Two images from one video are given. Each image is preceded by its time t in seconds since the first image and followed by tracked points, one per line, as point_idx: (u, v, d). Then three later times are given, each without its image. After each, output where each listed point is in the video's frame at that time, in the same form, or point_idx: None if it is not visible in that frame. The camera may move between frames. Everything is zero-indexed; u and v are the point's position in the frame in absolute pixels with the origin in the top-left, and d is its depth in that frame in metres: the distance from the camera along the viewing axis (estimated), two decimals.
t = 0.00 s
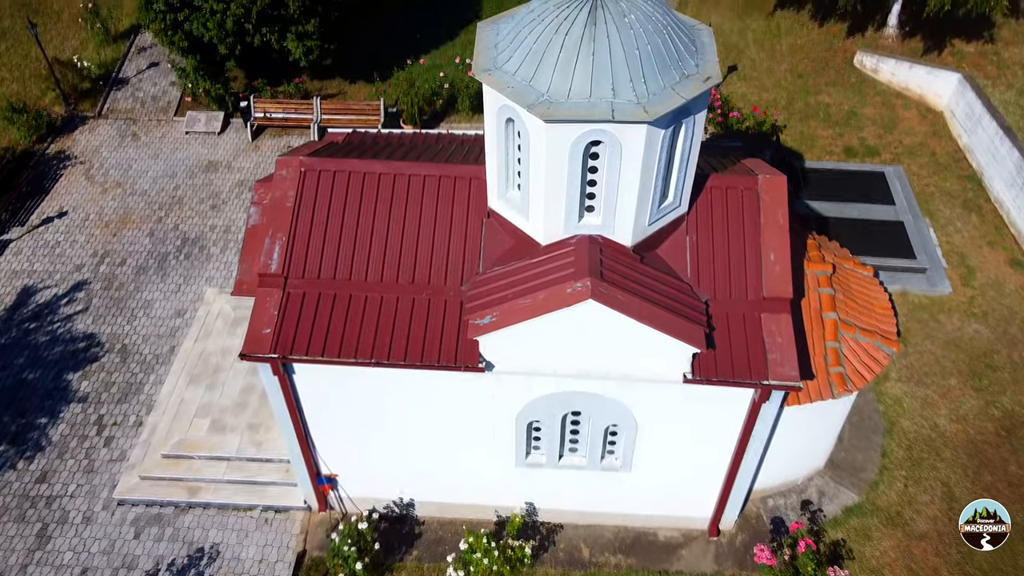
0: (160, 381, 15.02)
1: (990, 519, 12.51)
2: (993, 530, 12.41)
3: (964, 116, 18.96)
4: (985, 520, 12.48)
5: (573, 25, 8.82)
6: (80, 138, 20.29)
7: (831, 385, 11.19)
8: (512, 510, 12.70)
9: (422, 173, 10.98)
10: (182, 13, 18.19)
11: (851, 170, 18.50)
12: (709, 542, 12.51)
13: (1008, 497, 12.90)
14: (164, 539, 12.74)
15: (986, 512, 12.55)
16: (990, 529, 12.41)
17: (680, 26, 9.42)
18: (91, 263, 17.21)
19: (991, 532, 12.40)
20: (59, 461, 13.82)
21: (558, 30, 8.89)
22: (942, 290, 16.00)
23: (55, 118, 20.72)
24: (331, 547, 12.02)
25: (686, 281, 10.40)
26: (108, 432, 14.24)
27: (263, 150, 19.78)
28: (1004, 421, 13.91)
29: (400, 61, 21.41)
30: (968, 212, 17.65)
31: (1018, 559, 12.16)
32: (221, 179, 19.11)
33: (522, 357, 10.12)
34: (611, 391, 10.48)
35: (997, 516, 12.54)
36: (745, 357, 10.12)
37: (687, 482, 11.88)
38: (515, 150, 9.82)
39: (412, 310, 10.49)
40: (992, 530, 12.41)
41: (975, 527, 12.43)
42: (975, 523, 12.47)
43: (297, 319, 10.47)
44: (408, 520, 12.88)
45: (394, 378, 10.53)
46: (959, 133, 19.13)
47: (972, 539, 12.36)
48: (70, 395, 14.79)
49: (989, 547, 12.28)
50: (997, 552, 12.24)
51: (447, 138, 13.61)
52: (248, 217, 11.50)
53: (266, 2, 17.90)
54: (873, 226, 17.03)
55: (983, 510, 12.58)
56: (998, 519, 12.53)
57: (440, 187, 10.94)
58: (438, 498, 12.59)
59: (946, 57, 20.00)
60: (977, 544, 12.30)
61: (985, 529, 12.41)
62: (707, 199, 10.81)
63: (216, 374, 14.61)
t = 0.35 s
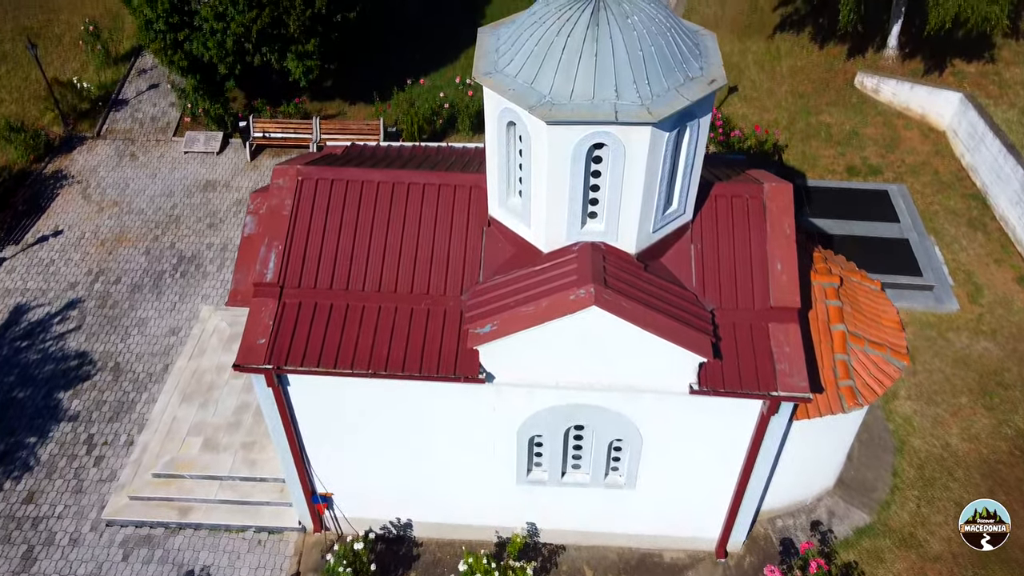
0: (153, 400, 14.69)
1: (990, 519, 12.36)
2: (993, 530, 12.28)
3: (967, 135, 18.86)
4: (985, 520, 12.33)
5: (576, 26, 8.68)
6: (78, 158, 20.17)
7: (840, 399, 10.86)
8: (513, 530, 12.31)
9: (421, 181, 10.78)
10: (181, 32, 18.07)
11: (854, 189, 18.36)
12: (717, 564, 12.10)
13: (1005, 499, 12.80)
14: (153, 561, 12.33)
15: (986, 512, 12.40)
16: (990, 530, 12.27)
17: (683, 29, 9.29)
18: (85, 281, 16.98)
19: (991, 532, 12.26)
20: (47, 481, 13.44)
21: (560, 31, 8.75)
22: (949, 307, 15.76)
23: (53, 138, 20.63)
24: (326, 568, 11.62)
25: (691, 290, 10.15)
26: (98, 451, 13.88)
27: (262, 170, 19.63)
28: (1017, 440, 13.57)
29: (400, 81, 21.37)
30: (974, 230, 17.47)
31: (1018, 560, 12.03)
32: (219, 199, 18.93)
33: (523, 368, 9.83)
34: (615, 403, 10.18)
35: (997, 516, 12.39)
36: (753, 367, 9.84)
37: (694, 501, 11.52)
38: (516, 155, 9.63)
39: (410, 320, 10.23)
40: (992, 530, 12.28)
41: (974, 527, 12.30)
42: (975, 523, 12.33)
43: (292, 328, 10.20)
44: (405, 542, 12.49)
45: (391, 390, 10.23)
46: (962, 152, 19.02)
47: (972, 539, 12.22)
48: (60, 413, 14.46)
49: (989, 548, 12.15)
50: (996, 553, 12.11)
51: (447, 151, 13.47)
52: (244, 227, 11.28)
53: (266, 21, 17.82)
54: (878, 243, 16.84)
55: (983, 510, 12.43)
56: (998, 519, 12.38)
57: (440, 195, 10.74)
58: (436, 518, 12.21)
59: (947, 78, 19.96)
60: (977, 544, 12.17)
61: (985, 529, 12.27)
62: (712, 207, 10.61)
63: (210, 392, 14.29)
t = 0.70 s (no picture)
0: (148, 422, 14.38)
1: (990, 520, 12.16)
2: (993, 530, 12.12)
3: (971, 158, 18.78)
4: (985, 520, 12.16)
5: (580, 31, 8.59)
6: (79, 182, 20.10)
7: (853, 416, 10.60)
8: (517, 553, 11.92)
9: (423, 192, 10.63)
10: (184, 56, 18.01)
11: (859, 211, 18.24)
12: None
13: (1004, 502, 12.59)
14: None
15: (986, 512, 12.19)
16: (990, 530, 12.12)
17: (689, 36, 9.21)
18: (82, 302, 16.77)
19: (991, 532, 12.11)
20: (37, 504, 13.09)
21: (564, 37, 8.66)
22: (958, 328, 15.54)
23: (55, 162, 20.59)
24: None
25: (699, 302, 9.93)
26: (90, 474, 13.54)
27: (263, 193, 19.54)
28: None
29: (402, 106, 21.39)
30: (980, 252, 17.30)
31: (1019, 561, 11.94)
32: (219, 222, 18.80)
33: (528, 381, 9.58)
34: (622, 418, 9.91)
35: (997, 516, 12.16)
36: (763, 380, 9.58)
37: (703, 522, 11.16)
38: (520, 163, 9.50)
39: (412, 333, 10.00)
40: (992, 530, 12.12)
41: (973, 528, 12.17)
42: (975, 524, 12.19)
43: (291, 341, 9.97)
44: (405, 566, 12.09)
45: (392, 405, 9.96)
46: (966, 175, 18.94)
47: (972, 540, 12.14)
48: (53, 435, 14.14)
49: (989, 548, 12.06)
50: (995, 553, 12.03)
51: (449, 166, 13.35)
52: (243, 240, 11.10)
53: (269, 44, 17.92)
54: (884, 264, 16.65)
55: (983, 510, 12.22)
56: (998, 519, 12.16)
57: (442, 207, 10.58)
58: (437, 540, 11.84)
59: (949, 102, 19.95)
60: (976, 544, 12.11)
61: (985, 530, 12.13)
62: (719, 219, 10.43)
63: (207, 414, 13.99)
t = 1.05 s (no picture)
0: (142, 452, 14.04)
1: (990, 520, 12.29)
2: (993, 530, 12.23)
3: (974, 188, 18.71)
4: (985, 520, 12.29)
5: (585, 44, 8.55)
6: (79, 213, 20.02)
7: (866, 440, 10.29)
8: None
9: (425, 211, 10.50)
10: (188, 87, 18.12)
11: (863, 241, 18.10)
12: None
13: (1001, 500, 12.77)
14: None
15: (985, 512, 12.35)
16: (991, 530, 12.23)
17: (694, 51, 9.17)
18: (78, 331, 16.54)
19: (992, 532, 12.22)
20: (25, 536, 12.69)
21: (569, 50, 8.62)
22: (968, 356, 15.26)
23: (55, 194, 20.54)
24: None
25: (707, 321, 9.72)
26: (80, 505, 13.16)
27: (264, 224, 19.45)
28: None
29: (403, 138, 21.44)
30: (987, 280, 17.13)
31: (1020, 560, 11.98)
32: (219, 252, 18.68)
33: (532, 401, 9.31)
34: (628, 439, 9.61)
35: (997, 516, 12.31)
36: (774, 400, 9.33)
37: (713, 551, 10.76)
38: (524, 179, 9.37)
39: (413, 353, 9.77)
40: (992, 530, 12.24)
41: (973, 528, 12.27)
42: (975, 523, 12.30)
43: (289, 361, 9.73)
44: None
45: (392, 427, 9.68)
46: (970, 205, 18.88)
47: (972, 539, 12.22)
48: (44, 466, 13.79)
49: (989, 548, 12.14)
50: (996, 553, 12.10)
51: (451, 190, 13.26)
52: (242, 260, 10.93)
53: (272, 75, 18.00)
54: (891, 293, 16.46)
55: (983, 510, 12.38)
56: (998, 519, 12.30)
57: (444, 226, 10.44)
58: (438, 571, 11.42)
59: (950, 133, 19.98)
60: (977, 544, 12.18)
61: (985, 530, 12.25)
62: (725, 237, 10.27)
63: (202, 443, 13.66)
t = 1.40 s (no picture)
0: (133, 488, 13.66)
1: (990, 520, 12.52)
2: (993, 530, 12.45)
3: (977, 224, 18.61)
4: (985, 520, 12.51)
5: (589, 64, 8.52)
6: (78, 249, 19.92)
7: (879, 469, 9.98)
8: None
9: (427, 236, 10.36)
10: (190, 123, 18.13)
11: (868, 276, 17.95)
12: None
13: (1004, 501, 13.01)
14: None
15: (985, 512, 12.58)
16: (990, 529, 12.45)
17: (697, 73, 9.14)
18: (72, 366, 16.27)
19: (991, 532, 12.43)
20: None
21: (572, 69, 8.58)
22: (978, 392, 14.93)
23: (55, 230, 20.46)
24: None
25: (713, 346, 9.50)
26: (67, 543, 12.75)
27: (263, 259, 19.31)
28: None
29: (404, 176, 21.46)
30: (994, 316, 16.91)
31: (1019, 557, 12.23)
32: (218, 287, 18.52)
33: (534, 428, 9.04)
34: (634, 469, 9.32)
35: (997, 516, 12.57)
36: (784, 428, 9.06)
37: None
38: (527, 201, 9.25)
39: (413, 379, 9.54)
40: (992, 530, 12.45)
41: (973, 526, 12.49)
42: (975, 523, 12.51)
43: (286, 387, 9.48)
44: None
45: (390, 456, 9.39)
46: (973, 242, 18.73)
47: (972, 539, 12.41)
48: (32, 502, 13.41)
49: (989, 548, 12.32)
50: (996, 552, 12.30)
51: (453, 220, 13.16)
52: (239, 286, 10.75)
53: (275, 110, 17.97)
54: (897, 328, 16.25)
55: (983, 510, 12.62)
56: (998, 519, 12.55)
57: (445, 251, 10.28)
58: None
59: (951, 170, 19.97)
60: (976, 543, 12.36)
61: (985, 529, 12.45)
62: (731, 262, 10.12)
63: (194, 478, 13.29)
